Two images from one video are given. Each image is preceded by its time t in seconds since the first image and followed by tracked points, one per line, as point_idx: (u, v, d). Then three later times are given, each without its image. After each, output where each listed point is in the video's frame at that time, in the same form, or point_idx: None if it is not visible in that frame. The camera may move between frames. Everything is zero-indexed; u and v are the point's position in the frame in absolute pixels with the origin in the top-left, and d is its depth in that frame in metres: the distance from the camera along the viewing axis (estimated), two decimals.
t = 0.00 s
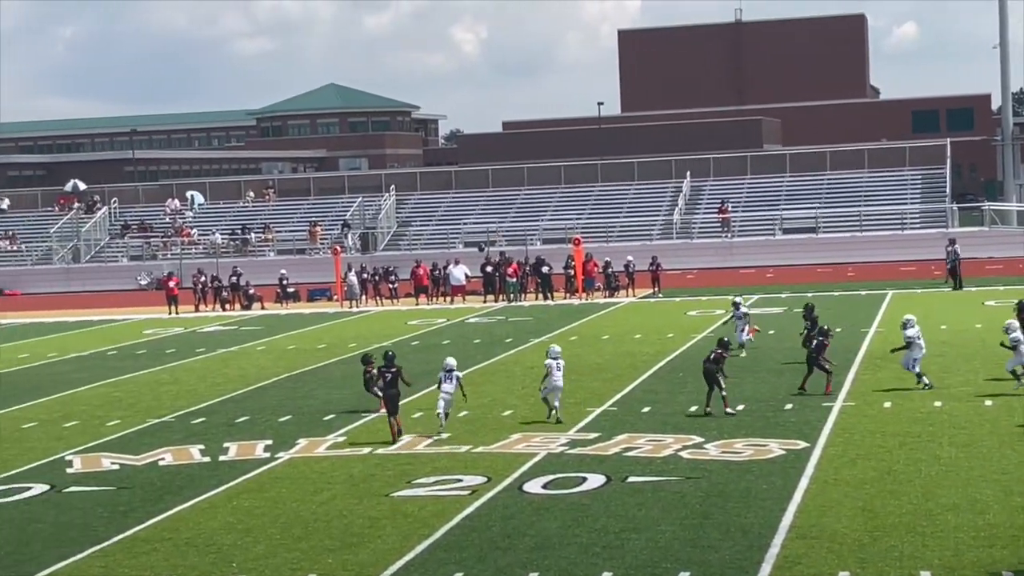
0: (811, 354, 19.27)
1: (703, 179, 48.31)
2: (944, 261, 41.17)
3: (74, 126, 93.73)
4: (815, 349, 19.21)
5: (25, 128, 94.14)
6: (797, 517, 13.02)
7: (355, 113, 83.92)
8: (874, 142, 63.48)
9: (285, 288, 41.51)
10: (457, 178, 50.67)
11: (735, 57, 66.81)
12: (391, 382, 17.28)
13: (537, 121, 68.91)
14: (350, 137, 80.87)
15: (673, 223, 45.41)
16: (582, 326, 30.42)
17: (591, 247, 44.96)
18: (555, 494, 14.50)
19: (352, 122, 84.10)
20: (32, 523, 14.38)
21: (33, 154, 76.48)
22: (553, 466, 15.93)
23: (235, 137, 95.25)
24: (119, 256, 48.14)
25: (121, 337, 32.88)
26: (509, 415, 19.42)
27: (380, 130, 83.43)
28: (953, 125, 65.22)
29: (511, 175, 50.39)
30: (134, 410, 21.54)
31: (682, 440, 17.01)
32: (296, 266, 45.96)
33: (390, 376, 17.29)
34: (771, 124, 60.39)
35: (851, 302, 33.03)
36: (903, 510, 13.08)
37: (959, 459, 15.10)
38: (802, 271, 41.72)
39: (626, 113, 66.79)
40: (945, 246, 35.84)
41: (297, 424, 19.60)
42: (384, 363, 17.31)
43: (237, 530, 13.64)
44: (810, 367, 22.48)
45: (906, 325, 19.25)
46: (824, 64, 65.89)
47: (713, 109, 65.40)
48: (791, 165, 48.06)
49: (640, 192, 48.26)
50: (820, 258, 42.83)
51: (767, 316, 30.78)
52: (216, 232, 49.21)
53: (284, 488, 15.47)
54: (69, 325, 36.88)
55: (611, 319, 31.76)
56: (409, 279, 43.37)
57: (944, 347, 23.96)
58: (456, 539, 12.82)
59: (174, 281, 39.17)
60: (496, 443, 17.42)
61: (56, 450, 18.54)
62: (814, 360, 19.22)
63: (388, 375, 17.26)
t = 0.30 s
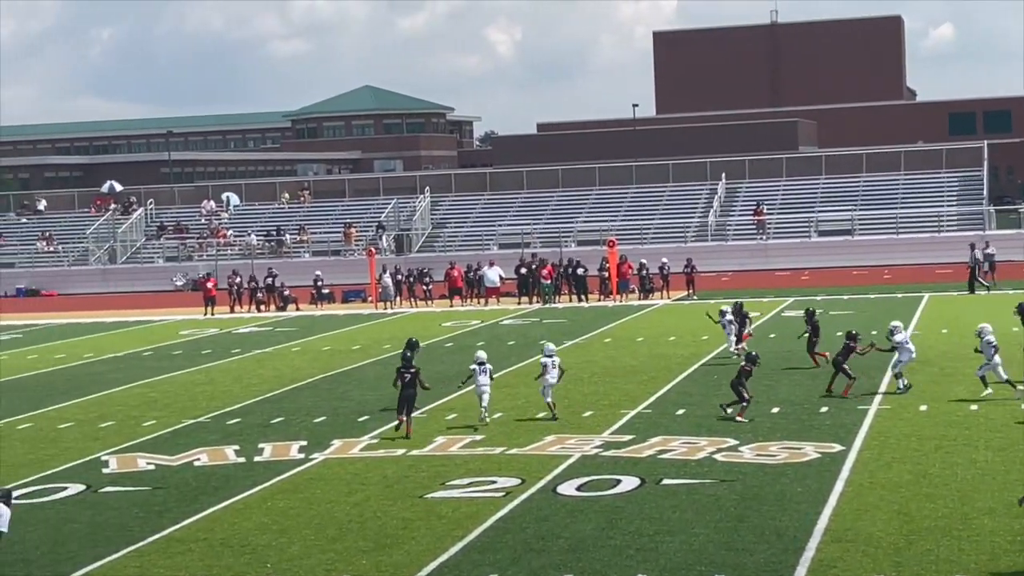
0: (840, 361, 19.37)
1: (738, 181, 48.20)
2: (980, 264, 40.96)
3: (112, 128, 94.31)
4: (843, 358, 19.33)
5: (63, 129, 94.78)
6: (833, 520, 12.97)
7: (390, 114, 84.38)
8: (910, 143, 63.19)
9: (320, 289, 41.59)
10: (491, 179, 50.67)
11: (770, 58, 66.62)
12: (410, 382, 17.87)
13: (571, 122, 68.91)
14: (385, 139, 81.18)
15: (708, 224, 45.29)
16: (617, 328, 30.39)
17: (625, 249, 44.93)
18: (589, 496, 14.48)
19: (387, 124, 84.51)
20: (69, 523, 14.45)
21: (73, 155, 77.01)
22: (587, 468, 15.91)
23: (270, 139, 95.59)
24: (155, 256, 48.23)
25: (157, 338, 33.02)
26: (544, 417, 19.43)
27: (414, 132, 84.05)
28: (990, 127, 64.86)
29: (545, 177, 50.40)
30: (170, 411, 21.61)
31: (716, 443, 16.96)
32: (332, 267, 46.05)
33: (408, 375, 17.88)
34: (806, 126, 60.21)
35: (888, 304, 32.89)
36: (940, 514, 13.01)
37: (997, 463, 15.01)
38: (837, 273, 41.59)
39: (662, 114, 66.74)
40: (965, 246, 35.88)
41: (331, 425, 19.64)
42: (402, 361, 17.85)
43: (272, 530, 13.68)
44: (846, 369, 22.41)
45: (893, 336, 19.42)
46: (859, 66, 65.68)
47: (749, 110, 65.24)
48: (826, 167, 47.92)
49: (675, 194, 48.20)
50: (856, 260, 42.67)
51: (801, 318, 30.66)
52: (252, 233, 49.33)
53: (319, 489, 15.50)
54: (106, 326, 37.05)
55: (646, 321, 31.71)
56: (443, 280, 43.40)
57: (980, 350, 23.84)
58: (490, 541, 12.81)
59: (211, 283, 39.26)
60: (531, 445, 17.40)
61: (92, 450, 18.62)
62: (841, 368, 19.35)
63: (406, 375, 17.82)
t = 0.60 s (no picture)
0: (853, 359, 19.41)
1: (759, 182, 48.13)
2: (1002, 265, 40.82)
3: (133, 130, 94.54)
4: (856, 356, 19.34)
5: (85, 131, 95.04)
6: (854, 523, 12.96)
7: (411, 115, 84.34)
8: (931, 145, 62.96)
9: (341, 290, 41.60)
10: (512, 181, 50.64)
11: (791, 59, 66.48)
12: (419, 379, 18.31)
13: (592, 124, 68.84)
14: (406, 141, 81.23)
15: (730, 226, 45.21)
16: (637, 329, 30.38)
17: (646, 250, 44.89)
18: (609, 498, 14.47)
19: (408, 126, 84.56)
20: (91, 523, 14.51)
21: (96, 157, 77.24)
22: (608, 470, 15.92)
23: (292, 140, 95.69)
24: (177, 258, 48.34)
25: (178, 339, 33.11)
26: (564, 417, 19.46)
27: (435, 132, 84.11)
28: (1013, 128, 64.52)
29: (566, 179, 50.38)
30: (192, 412, 21.66)
31: (737, 444, 16.96)
32: (353, 268, 46.09)
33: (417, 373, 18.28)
34: (828, 127, 60.03)
35: (909, 306, 32.80)
36: (961, 516, 12.98)
37: (1018, 466, 14.96)
38: (859, 275, 41.50)
39: (683, 116, 66.67)
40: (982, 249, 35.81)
41: (352, 426, 19.70)
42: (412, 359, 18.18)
43: (293, 531, 13.72)
44: (867, 371, 22.36)
45: (875, 325, 19.80)
46: (880, 67, 65.50)
47: (770, 112, 65.10)
48: (847, 168, 47.81)
49: (696, 196, 48.16)
50: (877, 262, 42.57)
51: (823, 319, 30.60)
52: (273, 235, 49.37)
53: (340, 489, 15.53)
54: (128, 327, 37.16)
55: (667, 323, 31.68)
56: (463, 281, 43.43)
57: (1000, 351, 23.77)
58: (509, 542, 12.82)
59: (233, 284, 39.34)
60: (551, 446, 17.42)
61: (114, 451, 18.69)
62: (853, 364, 19.39)
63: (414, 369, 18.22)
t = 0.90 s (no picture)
0: (850, 358, 19.46)
1: (776, 184, 48.09)
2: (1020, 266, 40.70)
3: (151, 131, 94.75)
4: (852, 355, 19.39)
5: (103, 133, 95.28)
6: (872, 524, 12.93)
7: (428, 117, 84.37)
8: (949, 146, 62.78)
9: (358, 292, 41.67)
10: (529, 182, 50.65)
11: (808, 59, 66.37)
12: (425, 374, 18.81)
13: (609, 126, 68.81)
14: (422, 142, 81.26)
15: (747, 227, 45.18)
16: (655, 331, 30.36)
17: (663, 252, 44.87)
18: (627, 499, 14.47)
19: (425, 127, 84.58)
20: (109, 524, 14.56)
21: (114, 160, 77.41)
22: (625, 471, 15.92)
23: (309, 142, 95.79)
24: (194, 259, 48.44)
25: (196, 340, 33.18)
26: (579, 418, 19.47)
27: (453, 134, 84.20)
28: None
29: (583, 180, 50.39)
30: (210, 413, 21.72)
31: (754, 446, 16.93)
32: (370, 269, 46.14)
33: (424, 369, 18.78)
34: (845, 129, 59.91)
35: (927, 307, 32.74)
36: (979, 518, 12.94)
37: None
38: (877, 276, 41.42)
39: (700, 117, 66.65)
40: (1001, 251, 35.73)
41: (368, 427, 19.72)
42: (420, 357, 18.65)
43: (310, 532, 13.75)
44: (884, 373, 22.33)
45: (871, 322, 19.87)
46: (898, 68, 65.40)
47: (788, 113, 65.01)
48: (865, 170, 47.77)
49: (713, 197, 48.13)
50: (895, 263, 42.47)
51: (841, 321, 30.54)
52: (291, 236, 49.46)
53: (357, 491, 15.55)
54: (146, 328, 37.25)
55: (684, 325, 31.67)
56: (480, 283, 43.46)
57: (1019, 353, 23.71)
58: (526, 543, 12.83)
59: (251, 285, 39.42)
60: (568, 447, 17.42)
61: (133, 452, 18.75)
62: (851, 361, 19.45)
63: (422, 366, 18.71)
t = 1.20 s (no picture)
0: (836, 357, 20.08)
1: (793, 185, 48.07)
2: None
3: (168, 132, 94.95)
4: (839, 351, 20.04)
5: (120, 135, 95.48)
6: (890, 526, 12.92)
7: (444, 118, 84.45)
8: (967, 146, 62.58)
9: (375, 293, 41.72)
10: (545, 184, 50.69)
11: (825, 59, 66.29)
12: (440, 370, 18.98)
13: (625, 127, 68.80)
14: (439, 143, 81.38)
15: (763, 229, 45.15)
16: (671, 332, 30.36)
17: (679, 253, 44.86)
18: (643, 501, 14.47)
19: (442, 129, 84.58)
20: (127, 524, 14.59)
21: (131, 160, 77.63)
22: (642, 472, 15.93)
23: (325, 143, 95.86)
24: (211, 260, 48.55)
25: (213, 341, 33.25)
26: (598, 420, 19.49)
27: (469, 135, 84.34)
28: None
29: (599, 181, 50.40)
30: (226, 414, 21.77)
31: (771, 447, 16.92)
32: (386, 271, 46.17)
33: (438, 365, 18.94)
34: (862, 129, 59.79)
35: (944, 308, 32.66)
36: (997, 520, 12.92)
37: None
38: (894, 277, 41.35)
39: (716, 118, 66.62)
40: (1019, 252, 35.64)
41: (385, 429, 19.70)
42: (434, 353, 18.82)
43: (327, 533, 13.76)
44: (902, 374, 22.31)
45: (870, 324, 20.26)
46: (915, 69, 65.30)
47: (805, 114, 64.94)
48: (883, 171, 47.71)
49: (730, 198, 48.11)
50: (911, 264, 42.36)
51: (858, 322, 30.49)
52: (307, 237, 49.55)
53: (374, 492, 15.57)
54: (163, 330, 37.33)
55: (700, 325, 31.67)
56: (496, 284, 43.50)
57: None
58: (543, 544, 12.83)
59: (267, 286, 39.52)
60: (584, 449, 17.42)
61: (150, 452, 18.81)
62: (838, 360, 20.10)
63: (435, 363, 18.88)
